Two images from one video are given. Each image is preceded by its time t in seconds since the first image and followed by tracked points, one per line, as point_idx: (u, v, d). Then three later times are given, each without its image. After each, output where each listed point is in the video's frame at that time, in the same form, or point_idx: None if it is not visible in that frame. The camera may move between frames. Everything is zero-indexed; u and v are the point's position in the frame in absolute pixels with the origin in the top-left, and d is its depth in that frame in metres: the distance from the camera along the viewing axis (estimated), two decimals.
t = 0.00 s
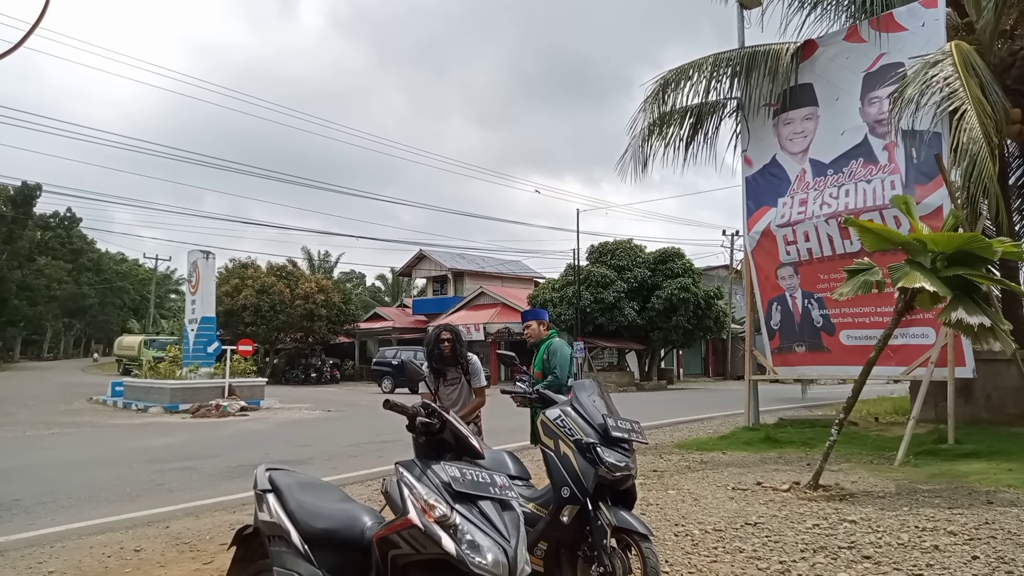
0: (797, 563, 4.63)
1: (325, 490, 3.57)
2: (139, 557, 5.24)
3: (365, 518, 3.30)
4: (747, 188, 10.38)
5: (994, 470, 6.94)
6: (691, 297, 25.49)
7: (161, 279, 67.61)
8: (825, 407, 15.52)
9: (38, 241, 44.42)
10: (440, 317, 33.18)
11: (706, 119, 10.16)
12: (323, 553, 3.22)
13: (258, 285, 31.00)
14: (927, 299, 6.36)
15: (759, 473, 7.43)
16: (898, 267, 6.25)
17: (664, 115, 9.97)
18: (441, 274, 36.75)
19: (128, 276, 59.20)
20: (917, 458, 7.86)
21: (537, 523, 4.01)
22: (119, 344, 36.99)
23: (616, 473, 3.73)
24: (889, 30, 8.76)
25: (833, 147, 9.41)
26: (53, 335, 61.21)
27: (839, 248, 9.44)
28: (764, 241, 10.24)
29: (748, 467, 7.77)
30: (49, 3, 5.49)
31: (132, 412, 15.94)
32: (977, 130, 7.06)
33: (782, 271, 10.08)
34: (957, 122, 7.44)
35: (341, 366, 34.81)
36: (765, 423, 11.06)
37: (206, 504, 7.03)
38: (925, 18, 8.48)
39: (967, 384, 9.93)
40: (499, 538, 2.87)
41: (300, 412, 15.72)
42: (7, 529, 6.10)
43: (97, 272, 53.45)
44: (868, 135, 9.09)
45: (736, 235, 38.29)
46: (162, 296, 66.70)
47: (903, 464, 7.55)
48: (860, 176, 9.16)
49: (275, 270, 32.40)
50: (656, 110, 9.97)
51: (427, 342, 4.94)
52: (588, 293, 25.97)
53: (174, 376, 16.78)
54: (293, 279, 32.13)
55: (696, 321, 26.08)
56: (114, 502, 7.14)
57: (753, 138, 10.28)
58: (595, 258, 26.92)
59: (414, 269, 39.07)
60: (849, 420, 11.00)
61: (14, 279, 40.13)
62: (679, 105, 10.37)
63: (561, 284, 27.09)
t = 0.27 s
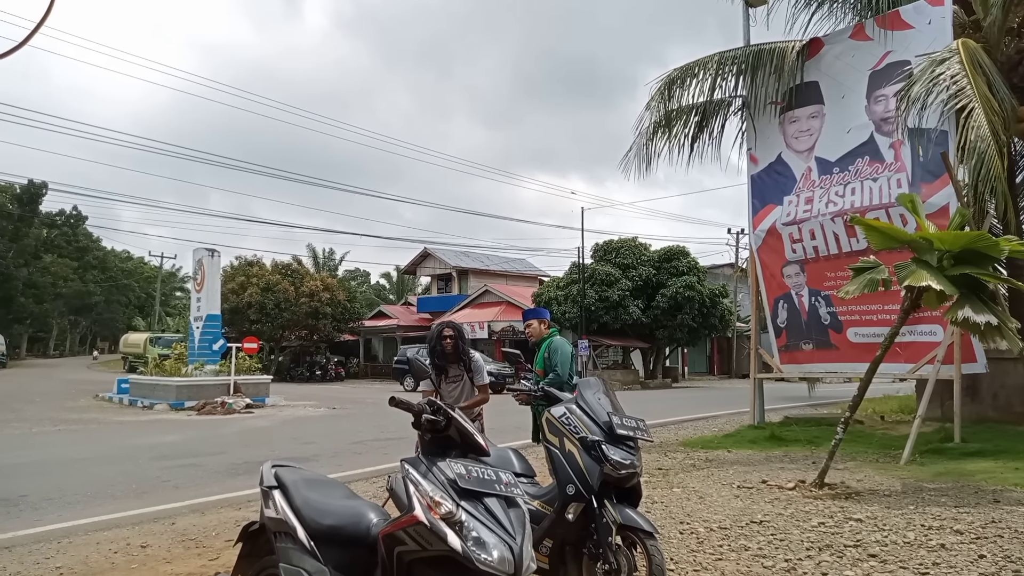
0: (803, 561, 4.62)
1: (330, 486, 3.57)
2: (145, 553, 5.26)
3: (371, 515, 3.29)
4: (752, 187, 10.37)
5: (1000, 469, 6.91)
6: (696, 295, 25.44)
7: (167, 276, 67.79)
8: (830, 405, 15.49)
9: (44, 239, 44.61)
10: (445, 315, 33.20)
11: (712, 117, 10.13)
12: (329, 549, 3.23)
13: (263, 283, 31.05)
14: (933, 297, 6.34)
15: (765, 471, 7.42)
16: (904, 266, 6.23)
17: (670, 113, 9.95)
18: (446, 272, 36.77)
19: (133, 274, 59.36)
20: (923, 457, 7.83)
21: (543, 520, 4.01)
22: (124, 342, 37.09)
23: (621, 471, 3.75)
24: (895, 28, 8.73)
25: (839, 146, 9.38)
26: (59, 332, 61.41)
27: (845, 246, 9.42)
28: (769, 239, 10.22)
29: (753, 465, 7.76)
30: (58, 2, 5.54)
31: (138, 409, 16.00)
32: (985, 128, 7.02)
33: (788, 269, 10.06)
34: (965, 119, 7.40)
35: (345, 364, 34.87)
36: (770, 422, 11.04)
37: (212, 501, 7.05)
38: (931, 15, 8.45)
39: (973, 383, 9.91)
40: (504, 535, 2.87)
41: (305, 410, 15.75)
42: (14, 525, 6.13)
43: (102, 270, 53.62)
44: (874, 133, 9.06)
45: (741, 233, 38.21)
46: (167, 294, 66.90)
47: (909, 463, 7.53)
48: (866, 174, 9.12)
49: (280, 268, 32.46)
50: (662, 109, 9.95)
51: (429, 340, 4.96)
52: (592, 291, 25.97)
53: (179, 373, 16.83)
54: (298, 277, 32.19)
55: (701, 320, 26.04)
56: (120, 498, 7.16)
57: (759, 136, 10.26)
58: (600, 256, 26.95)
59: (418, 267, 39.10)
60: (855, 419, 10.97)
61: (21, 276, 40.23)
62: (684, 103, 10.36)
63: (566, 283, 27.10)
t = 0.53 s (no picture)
0: (812, 558, 4.61)
1: (341, 480, 3.59)
2: (155, 547, 5.30)
3: (380, 509, 3.30)
4: (762, 182, 10.32)
5: (1011, 466, 6.87)
6: (705, 291, 25.36)
7: (176, 272, 68.19)
8: (840, 402, 15.42)
9: (55, 235, 44.94)
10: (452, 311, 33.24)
11: (721, 112, 10.07)
12: (338, 543, 3.25)
13: (272, 279, 31.17)
14: (944, 293, 6.30)
15: (773, 467, 7.40)
16: (915, 261, 6.19)
17: (679, 107, 9.89)
18: (453, 268, 36.82)
19: (143, 270, 59.74)
20: (933, 453, 7.79)
21: (551, 515, 4.01)
22: (134, 337, 37.34)
23: (629, 467, 3.73)
24: (906, 21, 8.66)
25: (849, 140, 9.32)
26: (70, 328, 61.87)
27: (856, 241, 9.36)
28: (779, 234, 10.17)
29: (761, 461, 7.74)
30: None
31: (148, 404, 16.11)
32: (998, 122, 6.95)
33: (797, 265, 10.01)
34: (978, 113, 7.33)
35: (353, 360, 35.00)
36: (779, 418, 11.00)
37: (221, 495, 7.09)
38: (943, 9, 8.39)
39: (983, 379, 9.84)
40: (513, 530, 2.88)
41: (314, 405, 15.82)
42: (26, 519, 6.19)
43: (112, 265, 53.97)
44: (884, 128, 9.00)
45: (750, 229, 38.07)
46: (177, 290, 67.30)
47: (918, 459, 7.50)
48: (877, 169, 9.07)
49: (289, 264, 32.58)
50: (670, 103, 9.90)
51: (433, 335, 4.92)
52: (600, 287, 25.96)
53: (189, 368, 16.93)
54: (306, 273, 32.31)
55: (710, 316, 25.96)
56: (131, 492, 7.22)
57: (768, 131, 10.20)
58: (608, 252, 27.04)
59: (426, 263, 39.16)
60: (864, 416, 10.93)
61: (33, 272, 40.55)
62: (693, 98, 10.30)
63: (574, 278, 27.09)
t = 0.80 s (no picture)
0: (823, 554, 4.59)
1: (352, 473, 3.61)
2: (168, 538, 5.36)
3: (391, 501, 3.31)
4: (774, 177, 10.26)
5: None
6: (716, 287, 25.25)
7: (189, 266, 68.62)
8: (852, 399, 15.33)
9: (69, 228, 45.35)
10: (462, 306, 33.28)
11: (733, 107, 10.01)
12: (350, 536, 3.27)
13: (284, 273, 31.30)
14: (958, 289, 6.24)
15: (784, 464, 7.37)
16: (929, 257, 6.13)
17: (691, 102, 9.83)
18: (464, 263, 36.85)
19: (156, 264, 60.17)
20: (946, 451, 7.73)
21: (561, 510, 4.02)
22: (148, 330, 37.65)
23: (639, 462, 3.74)
24: (922, 15, 8.58)
25: (863, 135, 9.25)
26: (83, 320, 62.42)
27: (869, 237, 9.31)
28: (792, 230, 10.11)
29: (773, 458, 7.71)
30: None
31: (161, 396, 16.24)
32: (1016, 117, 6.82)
33: (810, 261, 9.95)
34: (995, 108, 7.21)
35: (364, 354, 35.13)
36: (790, 415, 10.95)
37: (233, 487, 7.15)
38: (960, 3, 8.33)
39: (998, 377, 9.75)
40: (523, 523, 2.88)
41: (325, 398, 15.89)
42: (41, 509, 6.27)
43: (126, 259, 54.38)
44: (899, 123, 8.92)
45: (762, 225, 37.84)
46: (189, 283, 67.77)
47: (931, 457, 7.45)
48: (891, 164, 8.99)
49: (300, 259, 32.71)
50: (683, 98, 9.84)
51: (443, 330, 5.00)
52: (611, 282, 25.91)
53: (201, 361, 17.05)
54: (317, 267, 32.43)
55: (721, 312, 25.85)
56: (144, 484, 7.29)
57: (781, 126, 10.13)
58: (619, 248, 27.01)
59: (437, 258, 39.21)
60: (876, 413, 10.86)
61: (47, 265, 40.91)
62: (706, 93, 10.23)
63: (584, 274, 27.05)
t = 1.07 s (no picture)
0: (836, 555, 4.57)
1: (364, 472, 3.62)
2: (181, 537, 5.39)
3: (403, 501, 3.31)
4: (786, 176, 10.21)
5: None
6: (728, 286, 25.13)
7: (201, 267, 69.06)
8: (864, 398, 15.23)
9: (82, 229, 45.78)
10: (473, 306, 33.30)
11: (744, 105, 9.97)
12: (362, 535, 3.28)
13: (295, 273, 31.43)
14: (972, 289, 6.20)
15: (797, 464, 7.32)
16: (943, 256, 6.09)
17: (701, 101, 9.79)
18: (474, 263, 36.89)
19: (168, 265, 60.60)
20: (960, 451, 7.67)
21: (572, 510, 4.02)
22: (161, 331, 37.93)
23: (650, 462, 3.73)
24: (935, 12, 8.52)
25: (875, 134, 9.19)
26: (97, 321, 62.94)
27: (882, 236, 9.25)
28: (804, 228, 10.06)
29: (785, 458, 7.67)
30: None
31: (174, 396, 16.35)
32: None
33: (822, 260, 9.90)
34: (1009, 105, 7.11)
35: (375, 354, 35.23)
36: (802, 415, 10.89)
37: (246, 487, 7.20)
38: None
39: (1013, 376, 9.66)
40: (534, 523, 2.89)
41: (336, 398, 15.95)
42: (57, 508, 6.33)
43: (138, 260, 54.81)
44: (911, 121, 8.86)
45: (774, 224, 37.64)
46: (201, 284, 68.22)
47: (945, 457, 7.39)
48: (903, 163, 8.93)
49: (311, 259, 32.85)
50: (693, 97, 9.81)
51: (453, 329, 5.00)
52: (621, 282, 25.86)
53: (213, 361, 17.16)
54: (328, 268, 32.56)
55: (732, 311, 25.73)
56: (158, 483, 7.35)
57: (792, 124, 10.08)
58: (629, 247, 26.90)
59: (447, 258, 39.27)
60: (889, 413, 10.78)
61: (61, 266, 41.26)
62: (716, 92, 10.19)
63: (595, 274, 27.01)
